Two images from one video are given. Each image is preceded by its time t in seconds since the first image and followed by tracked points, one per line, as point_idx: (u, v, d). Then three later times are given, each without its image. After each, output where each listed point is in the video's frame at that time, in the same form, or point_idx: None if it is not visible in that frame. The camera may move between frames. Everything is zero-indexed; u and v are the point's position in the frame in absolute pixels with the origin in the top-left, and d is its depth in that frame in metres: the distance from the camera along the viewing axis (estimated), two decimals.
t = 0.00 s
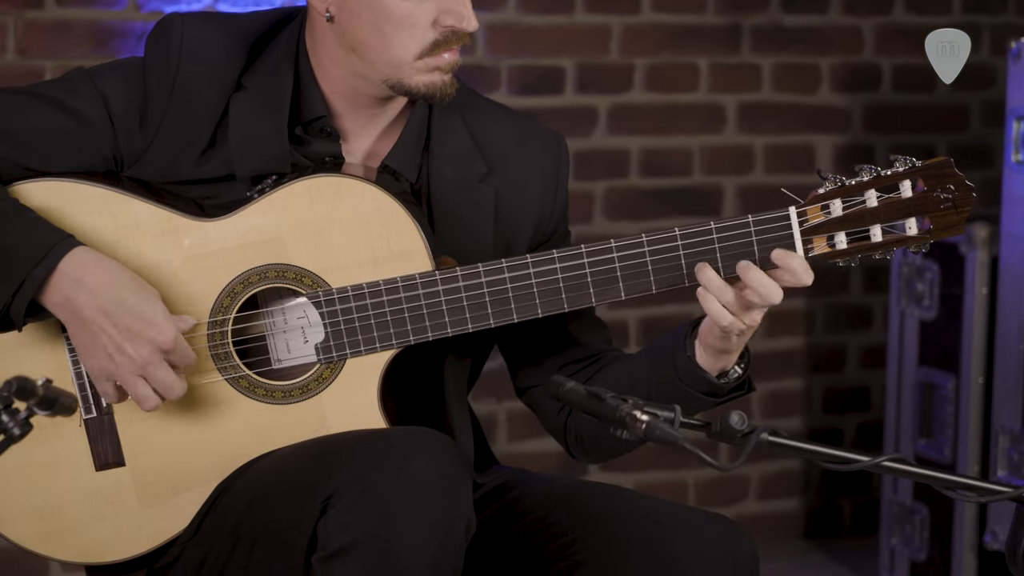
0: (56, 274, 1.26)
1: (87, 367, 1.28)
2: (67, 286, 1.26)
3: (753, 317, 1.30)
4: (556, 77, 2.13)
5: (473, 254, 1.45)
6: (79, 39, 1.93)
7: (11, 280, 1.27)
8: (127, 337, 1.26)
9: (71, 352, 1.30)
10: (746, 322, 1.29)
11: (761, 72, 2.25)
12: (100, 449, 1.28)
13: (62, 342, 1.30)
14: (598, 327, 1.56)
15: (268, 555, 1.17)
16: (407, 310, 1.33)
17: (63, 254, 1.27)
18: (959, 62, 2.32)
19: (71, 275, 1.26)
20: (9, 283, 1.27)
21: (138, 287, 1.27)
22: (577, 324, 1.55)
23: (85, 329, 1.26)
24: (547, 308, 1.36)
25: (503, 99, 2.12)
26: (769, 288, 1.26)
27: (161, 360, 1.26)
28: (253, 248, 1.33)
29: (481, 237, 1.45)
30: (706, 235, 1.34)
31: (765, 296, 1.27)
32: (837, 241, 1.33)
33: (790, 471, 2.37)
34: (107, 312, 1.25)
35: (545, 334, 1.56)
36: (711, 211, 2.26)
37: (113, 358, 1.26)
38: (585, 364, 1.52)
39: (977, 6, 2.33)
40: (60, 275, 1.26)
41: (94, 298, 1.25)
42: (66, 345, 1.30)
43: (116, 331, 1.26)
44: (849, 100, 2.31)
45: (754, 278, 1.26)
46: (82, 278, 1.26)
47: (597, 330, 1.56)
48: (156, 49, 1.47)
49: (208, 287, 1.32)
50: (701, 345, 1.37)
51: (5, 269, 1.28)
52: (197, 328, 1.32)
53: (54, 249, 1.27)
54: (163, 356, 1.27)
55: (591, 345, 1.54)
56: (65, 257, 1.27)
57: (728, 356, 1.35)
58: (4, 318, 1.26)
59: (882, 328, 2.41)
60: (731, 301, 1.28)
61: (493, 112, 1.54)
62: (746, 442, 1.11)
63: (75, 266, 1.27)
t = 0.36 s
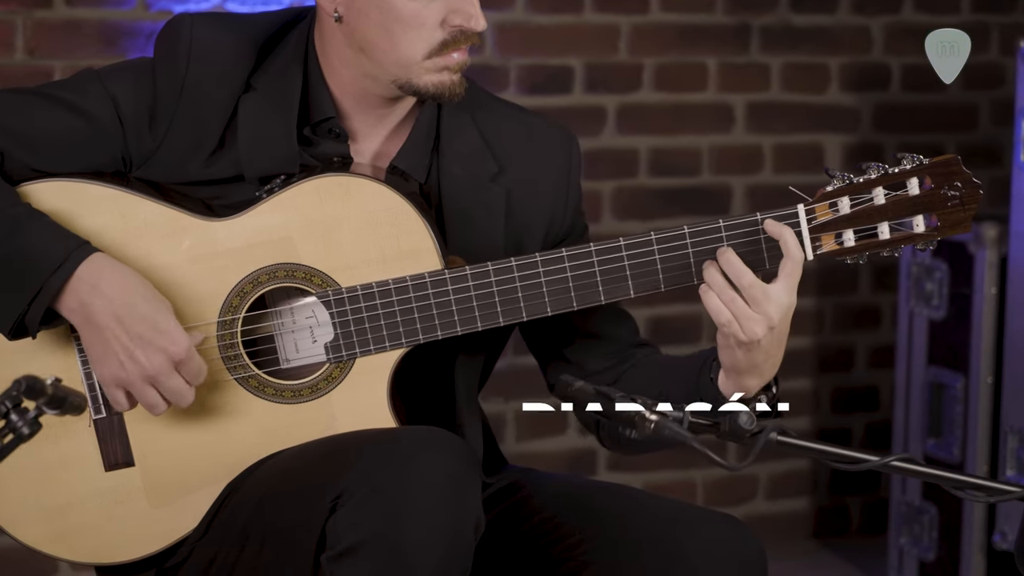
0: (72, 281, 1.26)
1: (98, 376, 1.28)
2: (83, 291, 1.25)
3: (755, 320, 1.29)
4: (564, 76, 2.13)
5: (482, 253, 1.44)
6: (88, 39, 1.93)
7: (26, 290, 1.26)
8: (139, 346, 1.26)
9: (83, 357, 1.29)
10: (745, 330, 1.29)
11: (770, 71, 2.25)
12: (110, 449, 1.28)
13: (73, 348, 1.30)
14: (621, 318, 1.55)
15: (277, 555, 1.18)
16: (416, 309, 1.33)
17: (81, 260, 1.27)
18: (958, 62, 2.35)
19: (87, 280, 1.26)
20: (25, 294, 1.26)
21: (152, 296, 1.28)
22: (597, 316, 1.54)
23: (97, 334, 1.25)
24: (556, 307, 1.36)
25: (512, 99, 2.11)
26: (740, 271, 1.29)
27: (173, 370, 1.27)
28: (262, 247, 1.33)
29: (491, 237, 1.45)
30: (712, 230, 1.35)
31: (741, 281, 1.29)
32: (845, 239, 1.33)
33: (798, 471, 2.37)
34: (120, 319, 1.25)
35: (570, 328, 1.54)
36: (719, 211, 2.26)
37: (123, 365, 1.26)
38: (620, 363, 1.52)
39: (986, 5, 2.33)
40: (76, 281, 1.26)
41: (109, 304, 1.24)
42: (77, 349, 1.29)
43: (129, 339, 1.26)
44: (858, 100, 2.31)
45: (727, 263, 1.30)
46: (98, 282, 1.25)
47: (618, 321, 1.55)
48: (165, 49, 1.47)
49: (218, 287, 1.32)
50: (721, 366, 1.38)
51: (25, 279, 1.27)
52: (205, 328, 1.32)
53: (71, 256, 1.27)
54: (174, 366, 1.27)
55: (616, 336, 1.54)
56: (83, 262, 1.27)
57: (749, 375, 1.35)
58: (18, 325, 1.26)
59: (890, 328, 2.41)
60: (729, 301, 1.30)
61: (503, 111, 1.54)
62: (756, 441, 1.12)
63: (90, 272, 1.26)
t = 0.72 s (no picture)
0: (83, 283, 1.26)
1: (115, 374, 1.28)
2: (94, 295, 1.26)
3: (765, 317, 1.31)
4: (573, 75, 2.13)
5: (490, 252, 1.45)
6: (97, 38, 1.93)
7: (38, 291, 1.27)
8: (150, 347, 1.25)
9: (92, 352, 1.30)
10: (756, 328, 1.31)
11: (778, 71, 2.25)
12: (119, 449, 1.29)
13: (83, 348, 1.30)
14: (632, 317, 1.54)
15: (286, 554, 1.17)
16: (427, 308, 1.33)
17: (90, 262, 1.27)
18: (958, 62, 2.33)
19: (97, 283, 1.26)
20: (38, 293, 1.27)
21: (164, 297, 1.27)
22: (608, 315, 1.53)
23: (109, 337, 1.26)
24: (566, 306, 1.36)
25: (520, 98, 2.11)
26: (746, 269, 1.30)
27: (185, 370, 1.27)
28: (272, 247, 1.33)
29: (501, 238, 1.45)
30: (723, 229, 1.35)
31: (748, 279, 1.30)
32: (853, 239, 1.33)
33: (806, 471, 2.36)
34: (131, 322, 1.25)
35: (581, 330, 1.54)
36: (728, 211, 2.26)
37: (137, 366, 1.26)
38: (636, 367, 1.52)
39: (994, 4, 2.33)
40: (87, 283, 1.26)
41: (120, 309, 1.25)
42: (87, 350, 1.30)
43: (140, 341, 1.26)
44: (867, 99, 2.31)
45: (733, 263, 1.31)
46: (108, 286, 1.26)
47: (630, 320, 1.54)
48: (175, 48, 1.47)
49: (227, 287, 1.32)
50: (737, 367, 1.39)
51: (35, 277, 1.28)
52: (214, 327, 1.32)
53: (80, 260, 1.27)
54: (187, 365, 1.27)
55: (627, 336, 1.53)
56: (92, 265, 1.27)
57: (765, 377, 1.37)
58: (30, 327, 1.26)
59: (899, 327, 2.41)
60: (736, 299, 1.31)
61: (512, 111, 1.54)
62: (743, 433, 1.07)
63: (101, 274, 1.27)
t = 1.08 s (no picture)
0: (103, 293, 1.27)
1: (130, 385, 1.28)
2: (115, 304, 1.26)
3: (766, 314, 1.31)
4: (581, 74, 2.13)
5: (498, 249, 1.45)
6: (105, 36, 1.93)
7: (61, 300, 1.27)
8: (172, 357, 1.26)
9: (107, 362, 1.30)
10: (758, 324, 1.32)
11: (786, 69, 2.25)
12: (130, 447, 1.29)
13: (95, 353, 1.30)
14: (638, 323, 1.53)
15: (297, 554, 1.16)
16: (438, 306, 1.34)
17: (110, 273, 1.27)
18: (954, 62, 2.36)
19: (119, 292, 1.26)
20: (60, 304, 1.26)
21: (182, 305, 1.28)
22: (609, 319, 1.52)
23: (130, 348, 1.26)
24: (577, 305, 1.37)
25: (528, 97, 2.11)
26: (752, 266, 1.31)
27: (205, 383, 1.26)
28: (284, 246, 1.33)
29: (508, 236, 1.45)
30: (734, 229, 1.35)
31: (753, 275, 1.31)
32: (862, 239, 1.33)
33: (814, 469, 2.37)
34: (153, 330, 1.26)
35: (586, 332, 1.53)
36: (736, 209, 2.26)
37: (157, 376, 1.27)
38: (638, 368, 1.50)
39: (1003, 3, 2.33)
40: (108, 293, 1.26)
41: (142, 317, 1.25)
42: (101, 357, 1.30)
43: (161, 350, 1.26)
44: (875, 98, 2.31)
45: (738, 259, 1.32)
46: (129, 295, 1.26)
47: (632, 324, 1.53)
48: (187, 45, 1.47)
49: (239, 285, 1.33)
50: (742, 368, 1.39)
51: (53, 279, 1.28)
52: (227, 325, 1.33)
53: (100, 270, 1.27)
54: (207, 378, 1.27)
55: (630, 341, 1.52)
56: (113, 274, 1.27)
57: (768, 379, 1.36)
58: (53, 337, 1.26)
59: (907, 325, 2.41)
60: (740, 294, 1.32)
61: (518, 111, 1.54)
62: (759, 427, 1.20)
63: (122, 284, 1.27)
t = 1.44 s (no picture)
0: (112, 282, 1.26)
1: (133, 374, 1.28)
2: (123, 293, 1.26)
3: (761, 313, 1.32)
4: (589, 72, 2.13)
5: (505, 248, 1.46)
6: (114, 34, 1.93)
7: (70, 288, 1.26)
8: (177, 349, 1.26)
9: (114, 358, 1.30)
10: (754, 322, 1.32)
11: (795, 67, 2.25)
12: (137, 444, 1.29)
13: (103, 348, 1.30)
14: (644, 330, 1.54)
15: (303, 553, 1.16)
16: (445, 305, 1.34)
17: (120, 262, 1.27)
18: (954, 62, 2.34)
19: (127, 282, 1.26)
20: (66, 294, 1.26)
21: (190, 300, 1.27)
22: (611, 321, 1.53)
23: (136, 336, 1.26)
24: (585, 303, 1.37)
25: (536, 95, 2.11)
26: (751, 265, 1.31)
27: (208, 376, 1.27)
28: (292, 244, 1.33)
29: (514, 236, 1.46)
30: (742, 228, 1.35)
31: (751, 275, 1.31)
32: (872, 238, 1.33)
33: (822, 468, 2.36)
34: (160, 322, 1.25)
35: (590, 334, 1.54)
36: (745, 207, 2.26)
37: (161, 368, 1.26)
38: (638, 368, 1.49)
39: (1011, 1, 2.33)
40: (117, 283, 1.26)
41: (149, 308, 1.25)
42: (108, 351, 1.30)
43: (166, 341, 1.25)
44: (884, 96, 2.31)
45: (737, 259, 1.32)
46: (138, 285, 1.26)
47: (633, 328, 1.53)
48: (196, 44, 1.47)
49: (246, 284, 1.33)
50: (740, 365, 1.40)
51: (61, 272, 1.27)
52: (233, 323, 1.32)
53: (109, 260, 1.27)
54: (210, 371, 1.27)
55: (633, 347, 1.52)
56: (121, 265, 1.27)
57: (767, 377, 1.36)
58: (59, 327, 1.27)
59: (915, 324, 2.41)
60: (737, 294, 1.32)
61: (527, 112, 1.54)
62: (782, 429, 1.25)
63: (131, 274, 1.27)
